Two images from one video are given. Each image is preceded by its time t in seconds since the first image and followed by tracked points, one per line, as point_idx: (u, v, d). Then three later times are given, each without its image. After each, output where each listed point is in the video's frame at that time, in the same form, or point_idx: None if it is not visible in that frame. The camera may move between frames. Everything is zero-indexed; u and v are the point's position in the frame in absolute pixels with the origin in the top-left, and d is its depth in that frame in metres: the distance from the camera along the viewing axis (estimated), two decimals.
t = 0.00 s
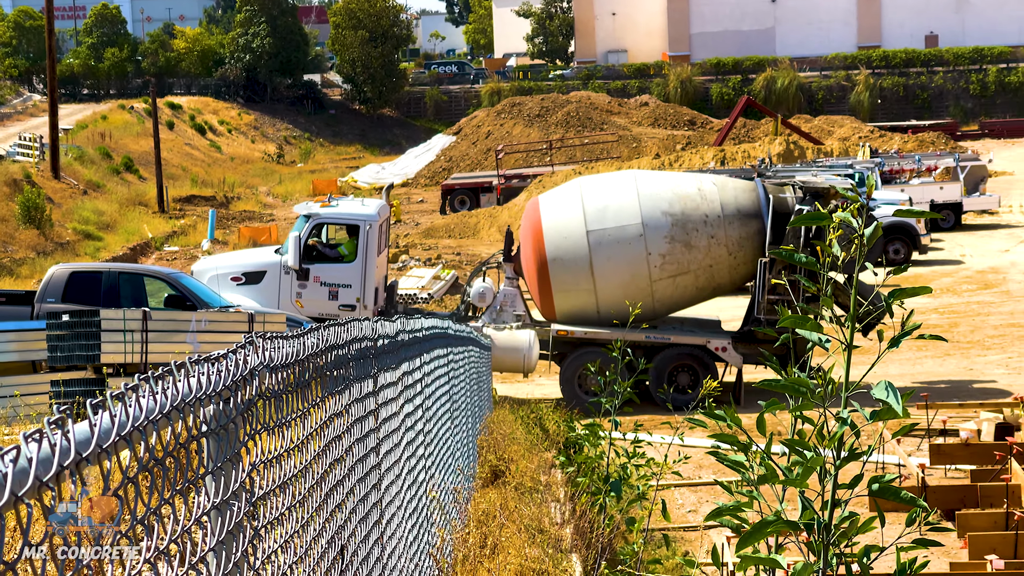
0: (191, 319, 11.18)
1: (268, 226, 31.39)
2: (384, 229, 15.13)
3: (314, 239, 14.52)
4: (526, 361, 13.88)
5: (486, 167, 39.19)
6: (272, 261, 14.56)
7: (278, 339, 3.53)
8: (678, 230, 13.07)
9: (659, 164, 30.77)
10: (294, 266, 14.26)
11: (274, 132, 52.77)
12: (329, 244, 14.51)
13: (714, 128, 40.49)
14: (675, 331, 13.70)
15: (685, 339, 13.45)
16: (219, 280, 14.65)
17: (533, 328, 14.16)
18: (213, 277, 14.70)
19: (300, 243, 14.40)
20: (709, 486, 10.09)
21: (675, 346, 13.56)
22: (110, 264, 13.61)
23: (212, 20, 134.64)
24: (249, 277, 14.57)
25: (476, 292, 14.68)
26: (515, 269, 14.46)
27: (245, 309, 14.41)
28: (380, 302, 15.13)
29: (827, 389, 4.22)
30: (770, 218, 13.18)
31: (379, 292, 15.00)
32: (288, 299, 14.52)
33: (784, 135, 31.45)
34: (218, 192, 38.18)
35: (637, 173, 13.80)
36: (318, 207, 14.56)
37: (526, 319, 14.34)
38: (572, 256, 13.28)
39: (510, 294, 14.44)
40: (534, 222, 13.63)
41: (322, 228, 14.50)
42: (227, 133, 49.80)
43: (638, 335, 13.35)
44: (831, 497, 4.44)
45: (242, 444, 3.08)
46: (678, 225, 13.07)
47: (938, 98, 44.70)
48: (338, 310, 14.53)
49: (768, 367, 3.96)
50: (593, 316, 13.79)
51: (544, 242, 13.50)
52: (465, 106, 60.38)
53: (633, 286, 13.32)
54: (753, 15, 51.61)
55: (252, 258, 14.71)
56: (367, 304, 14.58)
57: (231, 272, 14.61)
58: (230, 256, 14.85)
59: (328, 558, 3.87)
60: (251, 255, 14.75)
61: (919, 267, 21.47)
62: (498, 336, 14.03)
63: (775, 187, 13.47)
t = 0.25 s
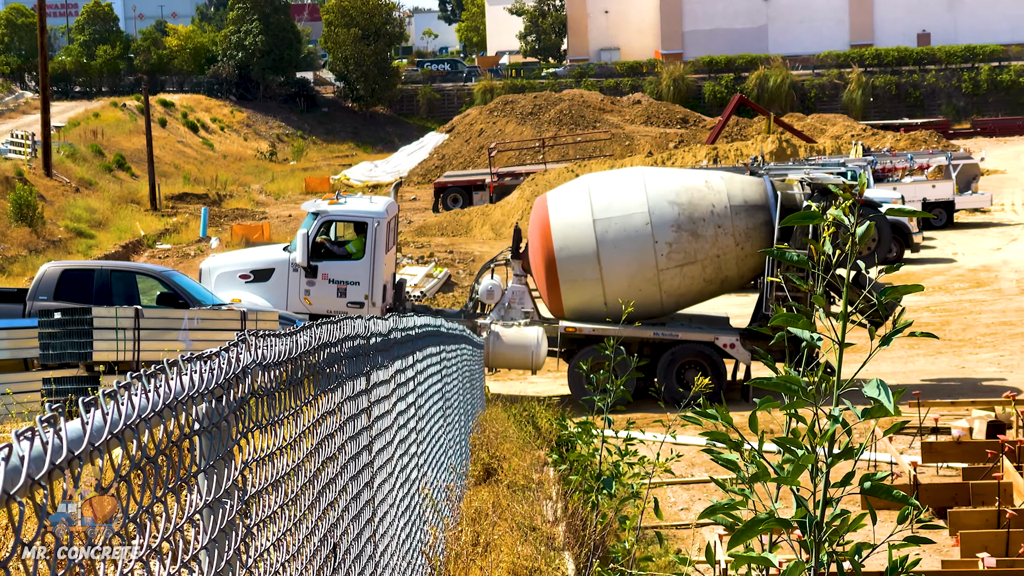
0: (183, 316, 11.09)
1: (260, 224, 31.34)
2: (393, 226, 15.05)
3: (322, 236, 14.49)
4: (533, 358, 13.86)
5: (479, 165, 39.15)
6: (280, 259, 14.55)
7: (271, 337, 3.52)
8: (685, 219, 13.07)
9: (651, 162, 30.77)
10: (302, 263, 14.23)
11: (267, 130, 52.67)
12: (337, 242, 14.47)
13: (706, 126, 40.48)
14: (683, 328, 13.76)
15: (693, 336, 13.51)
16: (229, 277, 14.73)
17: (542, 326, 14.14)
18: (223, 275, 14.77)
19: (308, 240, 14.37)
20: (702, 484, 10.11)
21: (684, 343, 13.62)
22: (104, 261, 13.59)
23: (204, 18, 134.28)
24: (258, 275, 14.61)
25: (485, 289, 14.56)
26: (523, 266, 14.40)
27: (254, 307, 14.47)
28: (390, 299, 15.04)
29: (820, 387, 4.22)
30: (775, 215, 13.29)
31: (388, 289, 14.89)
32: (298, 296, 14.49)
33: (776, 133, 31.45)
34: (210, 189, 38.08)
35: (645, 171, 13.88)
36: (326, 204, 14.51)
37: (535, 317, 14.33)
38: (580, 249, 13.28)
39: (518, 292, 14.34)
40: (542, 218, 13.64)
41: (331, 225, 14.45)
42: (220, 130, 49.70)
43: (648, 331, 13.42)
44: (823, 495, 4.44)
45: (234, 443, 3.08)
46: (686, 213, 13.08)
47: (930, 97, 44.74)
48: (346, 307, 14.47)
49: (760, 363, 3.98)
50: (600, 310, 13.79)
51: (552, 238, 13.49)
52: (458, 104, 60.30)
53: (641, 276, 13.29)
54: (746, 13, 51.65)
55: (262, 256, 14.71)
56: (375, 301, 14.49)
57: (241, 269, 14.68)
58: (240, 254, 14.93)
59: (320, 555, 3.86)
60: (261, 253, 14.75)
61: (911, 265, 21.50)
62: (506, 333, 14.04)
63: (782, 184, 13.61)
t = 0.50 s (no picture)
0: (176, 315, 11.14)
1: (254, 222, 31.29)
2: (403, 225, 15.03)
3: (332, 235, 14.46)
4: (543, 356, 13.93)
5: (472, 164, 39.13)
6: (290, 258, 14.44)
7: (264, 336, 3.51)
8: (694, 210, 13.12)
9: (644, 161, 30.80)
10: (312, 262, 14.19)
11: (260, 128, 52.60)
12: (347, 241, 14.46)
13: (699, 125, 40.50)
14: (694, 326, 13.81)
15: (702, 334, 13.59)
16: (240, 276, 14.65)
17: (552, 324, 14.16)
18: (234, 273, 14.69)
19: (318, 239, 14.34)
20: (695, 483, 10.13)
21: (696, 341, 13.72)
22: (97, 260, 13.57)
23: (197, 16, 134.04)
24: (268, 274, 14.52)
25: (494, 288, 14.36)
26: (533, 264, 14.37)
27: (265, 306, 14.43)
28: (400, 298, 15.01)
29: (814, 386, 4.23)
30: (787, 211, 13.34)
31: (398, 287, 14.85)
32: (307, 295, 14.43)
33: (769, 132, 31.49)
34: (203, 188, 38.02)
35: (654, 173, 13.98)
36: (336, 203, 14.47)
37: (545, 316, 14.30)
38: (591, 244, 13.27)
39: (528, 291, 14.28)
40: (552, 218, 13.61)
41: (341, 225, 14.44)
42: (213, 129, 49.61)
43: (658, 330, 13.51)
44: (816, 494, 4.45)
45: (228, 441, 3.07)
46: (695, 205, 13.14)
47: (923, 96, 44.82)
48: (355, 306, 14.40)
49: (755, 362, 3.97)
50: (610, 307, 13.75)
51: (562, 237, 13.47)
52: (451, 102, 60.28)
53: (650, 267, 13.26)
54: (739, 12, 51.72)
55: (272, 254, 14.66)
56: (385, 300, 14.44)
57: (252, 267, 14.62)
58: (251, 252, 14.86)
59: (313, 555, 3.85)
60: (271, 252, 14.70)
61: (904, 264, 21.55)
62: (516, 332, 14.08)
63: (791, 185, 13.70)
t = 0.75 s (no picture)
0: (168, 314, 11.07)
1: (246, 221, 31.22)
2: (412, 225, 15.02)
3: (341, 234, 14.46)
4: (553, 354, 13.97)
5: (464, 163, 39.10)
6: (299, 257, 14.42)
7: (256, 335, 3.50)
8: (702, 201, 13.11)
9: (637, 160, 30.82)
10: (322, 261, 14.18)
11: (252, 127, 52.50)
12: (357, 239, 14.45)
13: (691, 124, 40.50)
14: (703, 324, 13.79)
15: (714, 332, 13.61)
16: (249, 276, 14.57)
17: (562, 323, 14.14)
18: (242, 273, 14.62)
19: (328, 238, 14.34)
20: (687, 481, 10.14)
21: (705, 338, 13.77)
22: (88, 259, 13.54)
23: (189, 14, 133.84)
24: (277, 273, 14.46)
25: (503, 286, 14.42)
26: (543, 263, 14.36)
27: (274, 305, 14.38)
28: (409, 297, 14.96)
29: (804, 386, 4.24)
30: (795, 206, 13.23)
31: (406, 287, 14.83)
32: (317, 295, 14.39)
33: (761, 131, 31.51)
34: (196, 187, 37.92)
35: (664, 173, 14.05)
36: (345, 203, 14.49)
37: (554, 314, 14.26)
38: (599, 240, 13.26)
39: (537, 289, 14.25)
40: (561, 217, 13.63)
41: (350, 224, 14.44)
42: (205, 127, 49.49)
43: (667, 328, 13.59)
44: (807, 493, 4.46)
45: (220, 440, 3.07)
46: (702, 196, 13.14)
47: (914, 95, 44.90)
48: (365, 306, 14.38)
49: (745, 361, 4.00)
50: (620, 304, 13.68)
51: (571, 236, 13.48)
52: (443, 101, 60.26)
53: (657, 257, 13.19)
54: (731, 11, 51.80)
55: (281, 254, 14.61)
56: (395, 299, 14.40)
57: (261, 267, 14.54)
58: (259, 251, 14.79)
59: (305, 553, 3.85)
60: (279, 252, 14.64)
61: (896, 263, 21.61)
62: (525, 331, 14.17)
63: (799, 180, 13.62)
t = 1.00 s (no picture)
0: (158, 313, 11.03)
1: (236, 221, 31.10)
2: (418, 223, 14.93)
3: (347, 234, 14.38)
4: (558, 354, 14.00)
5: (454, 162, 39.03)
6: (306, 257, 14.37)
7: (245, 334, 3.48)
8: (707, 193, 13.14)
9: (626, 159, 30.82)
10: (328, 261, 14.13)
11: (242, 126, 52.33)
12: (363, 239, 14.38)
13: (681, 124, 40.48)
14: (708, 323, 13.80)
15: (718, 331, 13.59)
16: (255, 276, 14.53)
17: (568, 322, 14.15)
18: (248, 273, 14.57)
19: (334, 238, 14.26)
20: (677, 481, 10.13)
21: (711, 337, 13.76)
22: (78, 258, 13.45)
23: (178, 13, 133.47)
24: (283, 273, 14.42)
25: (510, 285, 14.49)
26: (549, 262, 14.39)
27: (279, 306, 14.32)
28: (415, 296, 14.89)
29: (794, 385, 4.25)
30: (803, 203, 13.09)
31: (413, 285, 14.76)
32: (322, 294, 14.33)
33: (751, 131, 31.51)
34: (186, 186, 37.78)
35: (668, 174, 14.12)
36: (351, 202, 14.38)
37: (561, 313, 14.27)
38: (606, 236, 13.23)
39: (544, 288, 14.25)
40: (566, 216, 13.57)
41: (356, 223, 14.35)
42: (195, 126, 49.32)
43: (673, 327, 13.57)
44: (796, 493, 4.46)
45: (210, 439, 3.05)
46: (707, 189, 13.18)
47: (904, 95, 44.97)
48: (371, 305, 14.38)
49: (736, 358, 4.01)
50: (626, 299, 13.62)
51: (577, 234, 13.43)
52: (433, 100, 60.17)
53: (662, 248, 13.14)
54: (721, 11, 51.89)
55: (287, 253, 14.53)
56: (401, 299, 14.37)
57: (268, 267, 14.48)
58: (265, 251, 14.73)
59: (295, 553, 3.83)
60: (286, 251, 14.57)
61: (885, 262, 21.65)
62: (531, 330, 14.22)
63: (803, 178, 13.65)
